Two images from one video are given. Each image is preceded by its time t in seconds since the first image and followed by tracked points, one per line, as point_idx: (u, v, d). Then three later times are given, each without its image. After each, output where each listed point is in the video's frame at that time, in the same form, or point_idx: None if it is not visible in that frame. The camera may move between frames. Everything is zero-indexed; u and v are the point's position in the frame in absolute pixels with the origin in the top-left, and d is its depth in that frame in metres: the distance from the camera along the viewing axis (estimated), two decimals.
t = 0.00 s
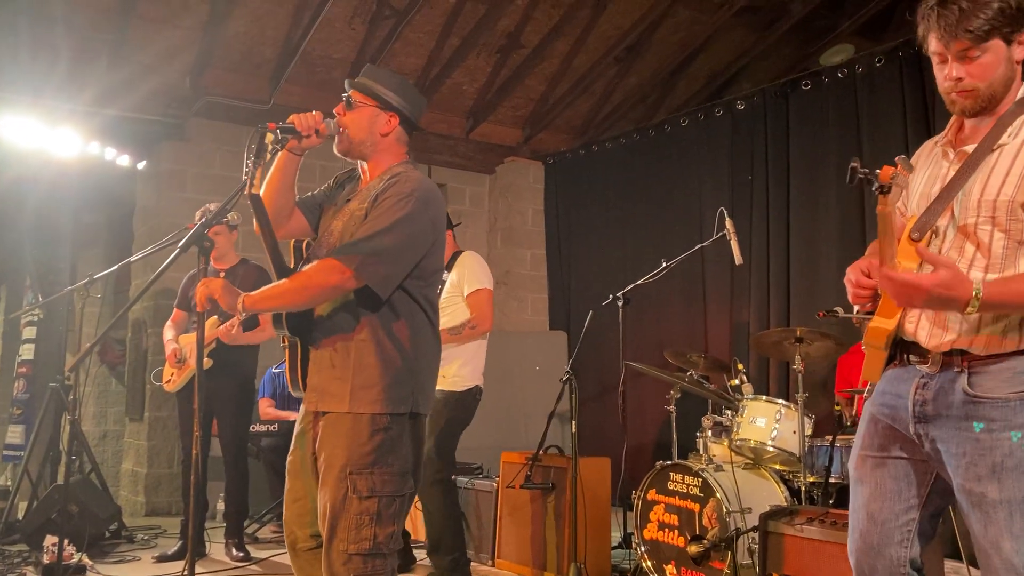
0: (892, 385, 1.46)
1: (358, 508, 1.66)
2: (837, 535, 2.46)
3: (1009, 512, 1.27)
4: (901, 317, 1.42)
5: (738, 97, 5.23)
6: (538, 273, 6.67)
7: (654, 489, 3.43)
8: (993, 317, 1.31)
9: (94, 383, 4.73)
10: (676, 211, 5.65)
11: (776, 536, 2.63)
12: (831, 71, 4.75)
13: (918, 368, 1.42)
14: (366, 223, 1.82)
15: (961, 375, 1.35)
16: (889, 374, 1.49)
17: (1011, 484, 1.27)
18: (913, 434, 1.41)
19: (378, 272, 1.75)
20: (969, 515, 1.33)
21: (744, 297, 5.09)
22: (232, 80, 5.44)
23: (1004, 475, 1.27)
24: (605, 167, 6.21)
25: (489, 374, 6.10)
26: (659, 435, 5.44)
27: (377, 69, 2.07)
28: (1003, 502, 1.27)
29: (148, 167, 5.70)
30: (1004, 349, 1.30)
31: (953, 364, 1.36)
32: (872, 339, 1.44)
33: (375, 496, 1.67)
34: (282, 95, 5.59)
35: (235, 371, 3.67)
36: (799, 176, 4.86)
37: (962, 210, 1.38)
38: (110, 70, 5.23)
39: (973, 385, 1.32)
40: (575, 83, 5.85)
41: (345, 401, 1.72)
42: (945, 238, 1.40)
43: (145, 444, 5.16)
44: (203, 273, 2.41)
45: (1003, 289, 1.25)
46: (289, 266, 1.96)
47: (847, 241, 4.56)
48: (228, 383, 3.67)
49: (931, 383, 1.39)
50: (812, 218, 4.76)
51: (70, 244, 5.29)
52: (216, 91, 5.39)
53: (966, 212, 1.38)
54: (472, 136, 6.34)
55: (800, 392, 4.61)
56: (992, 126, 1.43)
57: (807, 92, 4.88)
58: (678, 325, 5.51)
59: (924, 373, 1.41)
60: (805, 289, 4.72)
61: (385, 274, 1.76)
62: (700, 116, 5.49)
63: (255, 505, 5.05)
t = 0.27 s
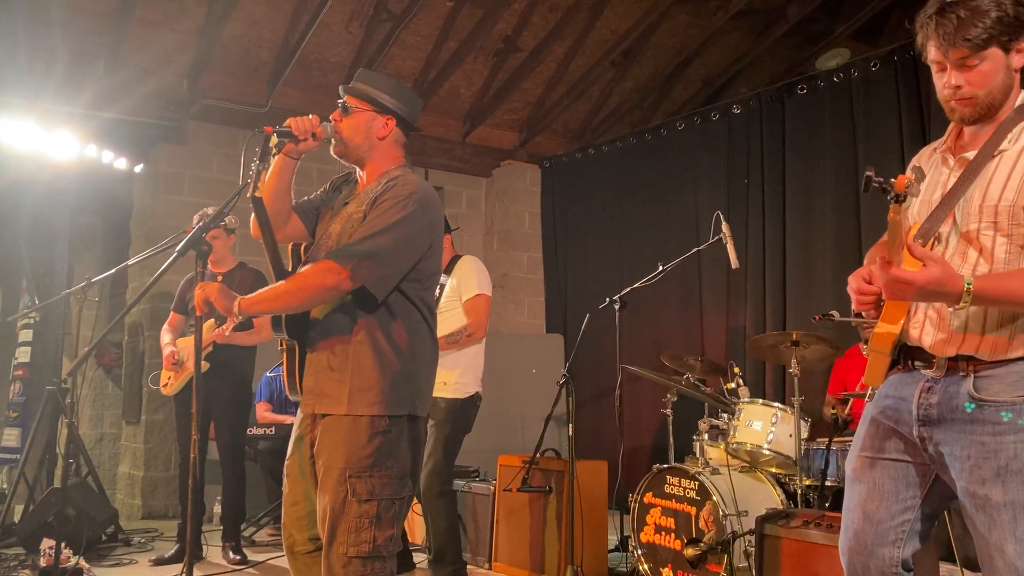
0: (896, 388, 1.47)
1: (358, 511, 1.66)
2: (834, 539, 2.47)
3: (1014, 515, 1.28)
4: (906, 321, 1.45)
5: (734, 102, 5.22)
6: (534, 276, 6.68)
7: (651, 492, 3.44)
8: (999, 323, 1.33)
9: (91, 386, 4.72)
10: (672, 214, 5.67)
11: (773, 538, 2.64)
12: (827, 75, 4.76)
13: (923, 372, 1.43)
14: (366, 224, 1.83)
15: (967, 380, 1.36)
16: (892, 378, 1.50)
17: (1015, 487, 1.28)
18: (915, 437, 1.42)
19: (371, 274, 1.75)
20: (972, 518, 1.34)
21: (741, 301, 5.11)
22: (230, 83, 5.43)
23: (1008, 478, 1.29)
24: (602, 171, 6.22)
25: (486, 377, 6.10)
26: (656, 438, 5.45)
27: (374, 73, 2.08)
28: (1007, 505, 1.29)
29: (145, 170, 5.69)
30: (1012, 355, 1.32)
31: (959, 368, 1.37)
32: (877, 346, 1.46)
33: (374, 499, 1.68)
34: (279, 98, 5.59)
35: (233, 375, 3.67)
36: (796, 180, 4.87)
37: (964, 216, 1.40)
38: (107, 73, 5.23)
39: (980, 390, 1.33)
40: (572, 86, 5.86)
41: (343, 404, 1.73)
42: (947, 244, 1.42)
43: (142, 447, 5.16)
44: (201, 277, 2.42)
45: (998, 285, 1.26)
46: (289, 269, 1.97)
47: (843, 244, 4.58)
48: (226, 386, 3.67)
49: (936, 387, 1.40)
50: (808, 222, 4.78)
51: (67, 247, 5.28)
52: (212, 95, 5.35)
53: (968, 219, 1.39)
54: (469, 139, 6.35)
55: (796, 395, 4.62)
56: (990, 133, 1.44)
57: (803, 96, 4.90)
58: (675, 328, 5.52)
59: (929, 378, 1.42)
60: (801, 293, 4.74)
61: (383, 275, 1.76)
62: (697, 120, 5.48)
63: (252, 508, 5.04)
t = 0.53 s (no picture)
0: (903, 393, 1.48)
1: (360, 513, 1.67)
2: (834, 541, 2.48)
3: (1021, 518, 1.29)
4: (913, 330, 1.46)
5: (734, 104, 5.24)
6: (535, 278, 6.69)
7: (652, 494, 3.44)
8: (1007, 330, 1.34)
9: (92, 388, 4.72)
10: (673, 216, 5.68)
11: (773, 541, 2.65)
12: (827, 78, 4.77)
13: (930, 377, 1.44)
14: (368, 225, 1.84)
15: (974, 384, 1.37)
16: (901, 382, 1.51)
17: (1022, 489, 1.29)
18: (923, 440, 1.43)
19: (372, 275, 1.76)
20: (979, 520, 1.35)
21: (741, 303, 5.11)
22: (229, 86, 5.42)
23: (1015, 480, 1.30)
24: (603, 173, 6.23)
25: (486, 380, 6.11)
26: (656, 440, 5.45)
27: (377, 76, 2.08)
28: (1014, 508, 1.29)
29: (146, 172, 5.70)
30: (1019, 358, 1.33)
31: (967, 373, 1.38)
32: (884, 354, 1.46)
33: (376, 501, 1.69)
34: (280, 101, 5.60)
35: (234, 377, 3.68)
36: (796, 182, 4.88)
37: (970, 224, 1.41)
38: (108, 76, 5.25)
39: (988, 394, 1.34)
40: (573, 89, 5.87)
41: (344, 404, 1.74)
42: (953, 252, 1.43)
43: (143, 450, 5.17)
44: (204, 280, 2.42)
45: (1001, 300, 1.27)
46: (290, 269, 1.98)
47: (843, 247, 4.59)
48: (227, 389, 3.67)
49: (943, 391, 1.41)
50: (809, 225, 4.79)
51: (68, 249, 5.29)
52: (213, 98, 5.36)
53: (975, 227, 1.40)
54: (470, 141, 6.36)
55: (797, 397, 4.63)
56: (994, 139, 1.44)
57: (803, 98, 4.91)
58: (676, 331, 5.53)
59: (936, 382, 1.42)
60: (801, 295, 4.75)
61: (384, 274, 1.77)
62: (697, 122, 5.49)
63: (253, 510, 5.05)
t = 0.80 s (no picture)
0: (907, 396, 1.49)
1: (364, 515, 1.68)
2: (836, 543, 2.48)
3: None
4: (917, 332, 1.46)
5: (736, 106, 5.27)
6: (536, 279, 6.70)
7: (654, 496, 3.45)
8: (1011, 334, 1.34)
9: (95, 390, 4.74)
10: (674, 218, 5.69)
11: (774, 542, 2.65)
12: (829, 80, 4.79)
13: (935, 380, 1.45)
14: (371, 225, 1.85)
15: (978, 385, 1.37)
16: (904, 385, 1.52)
17: None
18: (929, 443, 1.44)
19: (374, 276, 1.77)
20: (983, 521, 1.36)
21: (743, 305, 5.12)
22: (231, 89, 5.48)
23: (1019, 482, 1.30)
24: (604, 175, 6.24)
25: (489, 381, 6.12)
26: (658, 442, 5.46)
27: (377, 81, 2.08)
28: (1019, 509, 1.30)
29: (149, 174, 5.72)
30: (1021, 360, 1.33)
31: (970, 374, 1.39)
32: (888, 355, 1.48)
33: (380, 504, 1.69)
34: (283, 103, 5.62)
35: (237, 379, 3.69)
36: (798, 184, 4.89)
37: (976, 229, 1.41)
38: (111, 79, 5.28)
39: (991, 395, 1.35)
40: (574, 91, 5.88)
41: (349, 405, 1.75)
42: (958, 256, 1.43)
43: (146, 451, 5.18)
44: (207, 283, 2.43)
45: (1001, 307, 1.28)
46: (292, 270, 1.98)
47: (845, 249, 4.59)
48: (229, 391, 3.68)
49: (948, 394, 1.41)
50: (810, 227, 4.79)
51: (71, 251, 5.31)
52: (216, 99, 5.45)
53: (979, 232, 1.41)
54: (471, 143, 6.37)
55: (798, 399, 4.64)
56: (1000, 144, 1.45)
57: (804, 100, 4.92)
58: (677, 333, 5.53)
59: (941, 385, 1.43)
60: (803, 297, 4.75)
61: (386, 274, 1.78)
62: (699, 123, 5.53)
63: (255, 511, 5.06)
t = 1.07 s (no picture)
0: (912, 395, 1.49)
1: (368, 516, 1.68)
2: (839, 543, 2.48)
3: None
4: (924, 332, 1.46)
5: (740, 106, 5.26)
6: (540, 279, 6.70)
7: (657, 496, 3.45)
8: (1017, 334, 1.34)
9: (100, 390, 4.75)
10: (678, 218, 5.69)
11: (778, 543, 2.66)
12: (833, 80, 4.79)
13: (941, 379, 1.45)
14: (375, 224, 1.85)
15: (984, 385, 1.37)
16: (910, 385, 1.52)
17: None
18: (932, 442, 1.44)
19: (378, 274, 1.77)
20: (989, 521, 1.35)
21: (747, 306, 5.12)
22: (235, 90, 5.51)
23: None
24: (608, 175, 6.24)
25: (492, 381, 6.13)
26: (661, 442, 5.46)
27: (383, 82, 2.09)
28: None
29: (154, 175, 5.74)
30: None
31: (976, 374, 1.39)
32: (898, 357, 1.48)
33: (384, 504, 1.70)
34: (287, 104, 5.63)
35: (242, 379, 3.70)
36: (801, 185, 4.89)
37: (983, 228, 1.41)
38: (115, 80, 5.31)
39: (998, 395, 1.35)
40: (578, 92, 5.89)
41: (353, 404, 1.75)
42: (966, 256, 1.43)
43: (150, 451, 5.19)
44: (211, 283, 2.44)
45: (1014, 308, 1.28)
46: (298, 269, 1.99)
47: (849, 249, 4.59)
48: (234, 391, 3.69)
49: (953, 394, 1.41)
50: (814, 227, 4.79)
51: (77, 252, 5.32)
52: (219, 101, 5.46)
53: (987, 231, 1.41)
54: (475, 144, 6.38)
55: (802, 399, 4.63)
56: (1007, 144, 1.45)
57: (808, 101, 4.92)
58: (681, 333, 5.54)
59: (947, 385, 1.43)
60: (807, 297, 4.75)
61: (390, 273, 1.79)
62: (703, 124, 5.51)
63: (260, 511, 5.07)
